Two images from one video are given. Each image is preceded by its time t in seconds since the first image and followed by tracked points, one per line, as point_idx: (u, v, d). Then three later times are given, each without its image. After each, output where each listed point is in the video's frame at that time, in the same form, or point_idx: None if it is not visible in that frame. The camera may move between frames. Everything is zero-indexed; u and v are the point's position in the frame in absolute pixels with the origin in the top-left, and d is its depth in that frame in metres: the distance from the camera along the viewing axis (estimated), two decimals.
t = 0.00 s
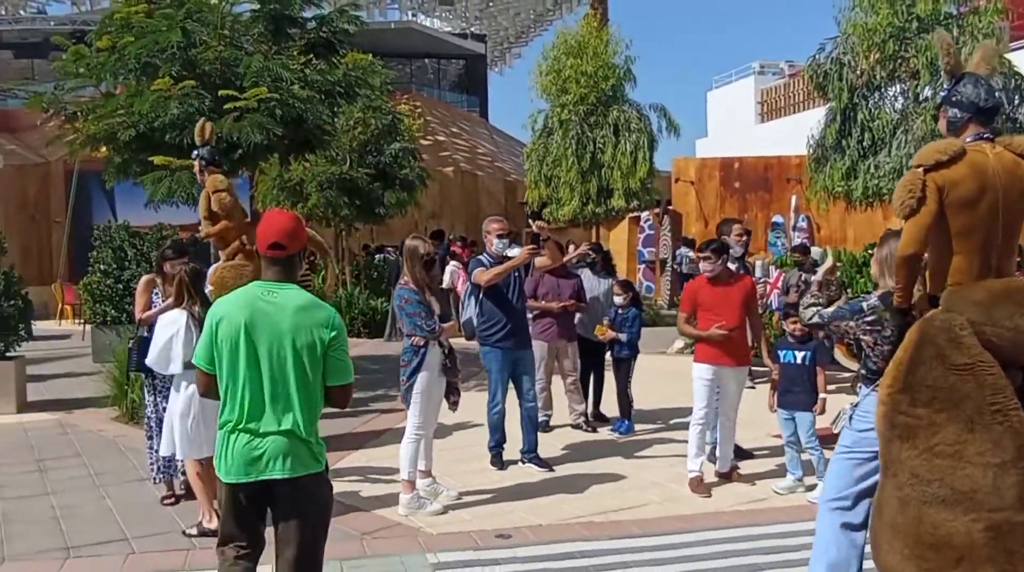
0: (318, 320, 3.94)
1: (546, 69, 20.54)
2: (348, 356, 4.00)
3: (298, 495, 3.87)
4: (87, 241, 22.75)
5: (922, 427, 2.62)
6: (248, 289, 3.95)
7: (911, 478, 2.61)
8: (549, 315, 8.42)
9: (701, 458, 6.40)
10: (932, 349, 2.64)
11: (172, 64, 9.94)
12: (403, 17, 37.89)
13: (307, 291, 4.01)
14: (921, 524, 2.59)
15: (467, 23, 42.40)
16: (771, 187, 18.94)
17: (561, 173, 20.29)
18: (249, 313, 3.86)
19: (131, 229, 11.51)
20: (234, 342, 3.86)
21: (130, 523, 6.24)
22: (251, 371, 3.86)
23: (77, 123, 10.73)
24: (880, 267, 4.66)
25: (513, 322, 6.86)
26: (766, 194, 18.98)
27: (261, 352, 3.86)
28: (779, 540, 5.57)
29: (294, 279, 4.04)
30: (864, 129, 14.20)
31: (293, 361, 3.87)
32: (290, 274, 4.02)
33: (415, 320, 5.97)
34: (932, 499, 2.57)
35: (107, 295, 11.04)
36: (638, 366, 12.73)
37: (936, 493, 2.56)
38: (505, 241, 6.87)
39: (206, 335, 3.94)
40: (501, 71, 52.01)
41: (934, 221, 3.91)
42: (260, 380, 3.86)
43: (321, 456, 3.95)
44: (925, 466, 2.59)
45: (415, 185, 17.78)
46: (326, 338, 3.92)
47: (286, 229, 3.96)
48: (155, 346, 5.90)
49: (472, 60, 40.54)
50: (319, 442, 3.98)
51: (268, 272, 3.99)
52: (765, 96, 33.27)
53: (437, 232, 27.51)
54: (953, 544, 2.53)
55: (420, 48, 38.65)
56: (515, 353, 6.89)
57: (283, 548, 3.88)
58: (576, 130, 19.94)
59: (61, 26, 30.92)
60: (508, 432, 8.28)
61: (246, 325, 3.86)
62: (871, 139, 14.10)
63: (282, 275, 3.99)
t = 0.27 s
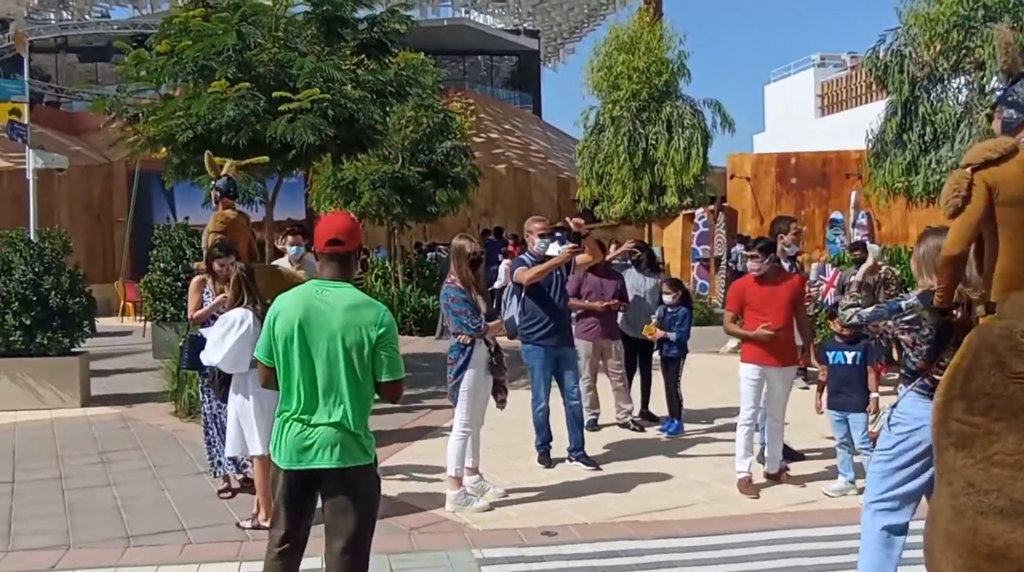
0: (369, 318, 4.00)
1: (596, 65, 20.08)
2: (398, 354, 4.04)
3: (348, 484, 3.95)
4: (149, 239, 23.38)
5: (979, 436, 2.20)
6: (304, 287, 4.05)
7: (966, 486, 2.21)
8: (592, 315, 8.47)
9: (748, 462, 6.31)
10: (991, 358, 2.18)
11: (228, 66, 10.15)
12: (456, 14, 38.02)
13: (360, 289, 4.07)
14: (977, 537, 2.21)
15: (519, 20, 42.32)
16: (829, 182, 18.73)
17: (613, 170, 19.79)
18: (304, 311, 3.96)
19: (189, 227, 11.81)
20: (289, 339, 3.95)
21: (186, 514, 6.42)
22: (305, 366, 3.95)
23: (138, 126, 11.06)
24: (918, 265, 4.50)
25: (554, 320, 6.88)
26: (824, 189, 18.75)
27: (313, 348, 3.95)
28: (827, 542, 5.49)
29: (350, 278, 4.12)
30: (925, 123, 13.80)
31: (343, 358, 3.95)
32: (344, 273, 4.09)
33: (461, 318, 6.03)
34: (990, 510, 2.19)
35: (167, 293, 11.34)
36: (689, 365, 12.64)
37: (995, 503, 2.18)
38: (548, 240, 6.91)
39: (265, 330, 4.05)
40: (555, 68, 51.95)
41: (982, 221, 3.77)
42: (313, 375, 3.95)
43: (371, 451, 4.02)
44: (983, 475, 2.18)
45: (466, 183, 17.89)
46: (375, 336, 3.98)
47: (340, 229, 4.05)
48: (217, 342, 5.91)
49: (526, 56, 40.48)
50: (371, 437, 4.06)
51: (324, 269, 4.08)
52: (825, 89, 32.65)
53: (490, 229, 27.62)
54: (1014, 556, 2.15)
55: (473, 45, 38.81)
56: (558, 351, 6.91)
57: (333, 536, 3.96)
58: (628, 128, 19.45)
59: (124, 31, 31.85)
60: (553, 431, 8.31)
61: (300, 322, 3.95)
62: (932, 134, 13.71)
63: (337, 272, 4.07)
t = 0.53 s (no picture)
0: (403, 318, 4.02)
1: (640, 64, 20.09)
2: (430, 353, 4.05)
3: (388, 478, 3.99)
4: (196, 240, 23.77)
5: None
6: (340, 288, 4.10)
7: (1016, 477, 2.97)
8: (634, 314, 8.38)
9: (791, 462, 6.31)
10: None
11: (274, 69, 10.25)
12: (499, 14, 38.00)
13: (395, 290, 4.10)
14: None
15: (562, 19, 42.09)
16: (879, 181, 18.41)
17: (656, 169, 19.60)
18: (341, 312, 3.99)
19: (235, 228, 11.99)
20: (326, 339, 4.00)
21: (231, 510, 6.52)
22: (341, 366, 3.99)
23: (185, 129, 11.24)
24: (938, 262, 4.41)
25: (593, 321, 6.86)
26: (874, 188, 18.42)
27: (351, 348, 3.99)
28: (872, 545, 5.40)
29: (385, 278, 4.14)
30: (979, 119, 13.48)
31: (378, 357, 3.97)
32: (379, 273, 4.12)
33: (501, 318, 6.04)
34: None
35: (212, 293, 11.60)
36: (731, 366, 12.51)
37: None
38: (585, 240, 6.84)
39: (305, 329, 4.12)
40: (597, 68, 51.77)
41: None
42: (350, 376, 4.00)
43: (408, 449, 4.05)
44: None
45: (508, 183, 17.90)
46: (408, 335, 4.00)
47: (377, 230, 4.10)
48: (271, 344, 5.89)
49: (568, 55, 40.30)
50: (409, 435, 4.08)
51: (360, 271, 4.11)
52: (874, 86, 32.09)
53: (532, 229, 27.58)
54: None
55: (516, 45, 38.87)
56: (597, 350, 6.89)
57: (373, 534, 4.00)
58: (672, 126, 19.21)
59: (171, 34, 32.44)
60: (594, 432, 8.28)
61: (337, 323, 3.99)
62: (985, 130, 13.40)
63: (374, 273, 4.10)
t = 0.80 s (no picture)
0: (431, 315, 4.04)
1: (673, 63, 20.01)
2: (459, 350, 4.08)
3: (419, 474, 4.01)
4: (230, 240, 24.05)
5: None
6: (368, 289, 4.11)
7: None
8: (670, 314, 8.38)
9: (826, 463, 6.28)
10: None
11: (308, 71, 10.37)
12: (531, 14, 38.01)
13: (422, 288, 4.11)
14: None
15: (596, 18, 41.95)
16: (915, 179, 18.28)
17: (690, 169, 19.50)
18: (369, 314, 4.02)
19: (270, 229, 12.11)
20: (357, 341, 4.02)
21: (267, 508, 6.59)
22: (373, 366, 4.02)
23: (221, 131, 11.36)
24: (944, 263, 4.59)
25: (626, 320, 6.85)
26: (910, 188, 18.28)
27: (380, 349, 4.02)
28: (910, 548, 5.34)
29: (412, 278, 4.15)
30: (1018, 117, 13.25)
31: (410, 357, 4.00)
32: (406, 273, 4.13)
33: (536, 318, 6.04)
34: None
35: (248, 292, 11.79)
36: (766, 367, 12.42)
37: None
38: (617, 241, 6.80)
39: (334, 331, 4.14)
40: (630, 67, 51.62)
41: None
42: (382, 376, 4.02)
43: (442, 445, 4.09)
44: None
45: (541, 182, 17.90)
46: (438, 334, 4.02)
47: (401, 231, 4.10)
48: (308, 344, 5.93)
49: (601, 54, 40.16)
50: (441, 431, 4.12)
51: (386, 271, 4.12)
52: (911, 82, 31.70)
53: (565, 229, 27.56)
54: None
55: (548, 44, 38.87)
56: (631, 350, 6.87)
57: (405, 531, 4.02)
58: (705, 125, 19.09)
59: (206, 37, 32.85)
60: (628, 432, 8.27)
61: (365, 324, 4.01)
62: None
63: (400, 273, 4.11)
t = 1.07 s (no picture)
0: (464, 313, 4.04)
1: (708, 62, 19.90)
2: (491, 348, 4.10)
3: (451, 475, 4.01)
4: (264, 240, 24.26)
5: None
6: (397, 291, 4.08)
7: None
8: (706, 316, 8.34)
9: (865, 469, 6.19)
10: None
11: (342, 73, 10.43)
12: (563, 13, 37.96)
13: (453, 288, 4.11)
14: None
15: (628, 17, 41.90)
16: (955, 179, 18.01)
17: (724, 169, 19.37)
18: (401, 315, 4.00)
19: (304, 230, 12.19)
20: (390, 343, 4.00)
21: (303, 508, 6.63)
22: (408, 368, 4.01)
23: (256, 132, 11.44)
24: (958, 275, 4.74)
25: (661, 322, 6.81)
26: (950, 187, 18.00)
27: (414, 348, 4.00)
28: (951, 555, 5.24)
29: (440, 277, 4.15)
30: None
31: (444, 357, 3.99)
32: (434, 273, 4.12)
33: (570, 319, 6.02)
34: None
35: (282, 292, 11.90)
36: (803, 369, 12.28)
37: None
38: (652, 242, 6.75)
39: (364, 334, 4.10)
40: (664, 66, 51.39)
41: None
42: (416, 377, 4.01)
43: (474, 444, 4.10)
44: None
45: (574, 183, 17.85)
46: (471, 333, 4.03)
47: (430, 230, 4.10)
48: (342, 340, 5.97)
49: (633, 53, 39.99)
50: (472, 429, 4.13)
51: (415, 273, 4.11)
52: (951, 80, 31.25)
53: (597, 229, 27.49)
54: None
55: (581, 44, 38.82)
56: (665, 352, 6.83)
57: (437, 531, 4.03)
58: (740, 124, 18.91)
59: (241, 39, 33.20)
60: (662, 434, 8.22)
61: (397, 324, 4.00)
62: None
63: (430, 274, 4.11)
